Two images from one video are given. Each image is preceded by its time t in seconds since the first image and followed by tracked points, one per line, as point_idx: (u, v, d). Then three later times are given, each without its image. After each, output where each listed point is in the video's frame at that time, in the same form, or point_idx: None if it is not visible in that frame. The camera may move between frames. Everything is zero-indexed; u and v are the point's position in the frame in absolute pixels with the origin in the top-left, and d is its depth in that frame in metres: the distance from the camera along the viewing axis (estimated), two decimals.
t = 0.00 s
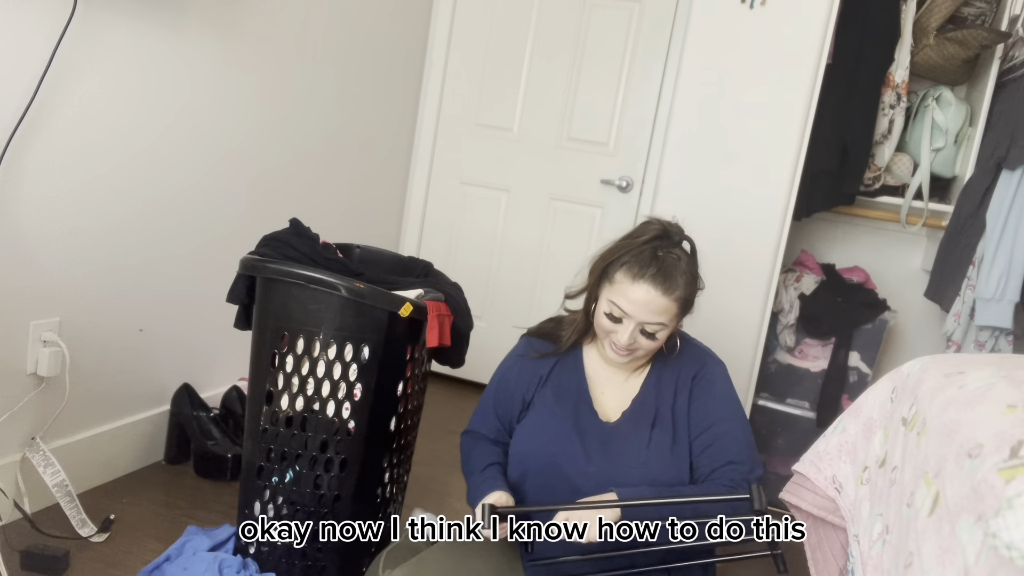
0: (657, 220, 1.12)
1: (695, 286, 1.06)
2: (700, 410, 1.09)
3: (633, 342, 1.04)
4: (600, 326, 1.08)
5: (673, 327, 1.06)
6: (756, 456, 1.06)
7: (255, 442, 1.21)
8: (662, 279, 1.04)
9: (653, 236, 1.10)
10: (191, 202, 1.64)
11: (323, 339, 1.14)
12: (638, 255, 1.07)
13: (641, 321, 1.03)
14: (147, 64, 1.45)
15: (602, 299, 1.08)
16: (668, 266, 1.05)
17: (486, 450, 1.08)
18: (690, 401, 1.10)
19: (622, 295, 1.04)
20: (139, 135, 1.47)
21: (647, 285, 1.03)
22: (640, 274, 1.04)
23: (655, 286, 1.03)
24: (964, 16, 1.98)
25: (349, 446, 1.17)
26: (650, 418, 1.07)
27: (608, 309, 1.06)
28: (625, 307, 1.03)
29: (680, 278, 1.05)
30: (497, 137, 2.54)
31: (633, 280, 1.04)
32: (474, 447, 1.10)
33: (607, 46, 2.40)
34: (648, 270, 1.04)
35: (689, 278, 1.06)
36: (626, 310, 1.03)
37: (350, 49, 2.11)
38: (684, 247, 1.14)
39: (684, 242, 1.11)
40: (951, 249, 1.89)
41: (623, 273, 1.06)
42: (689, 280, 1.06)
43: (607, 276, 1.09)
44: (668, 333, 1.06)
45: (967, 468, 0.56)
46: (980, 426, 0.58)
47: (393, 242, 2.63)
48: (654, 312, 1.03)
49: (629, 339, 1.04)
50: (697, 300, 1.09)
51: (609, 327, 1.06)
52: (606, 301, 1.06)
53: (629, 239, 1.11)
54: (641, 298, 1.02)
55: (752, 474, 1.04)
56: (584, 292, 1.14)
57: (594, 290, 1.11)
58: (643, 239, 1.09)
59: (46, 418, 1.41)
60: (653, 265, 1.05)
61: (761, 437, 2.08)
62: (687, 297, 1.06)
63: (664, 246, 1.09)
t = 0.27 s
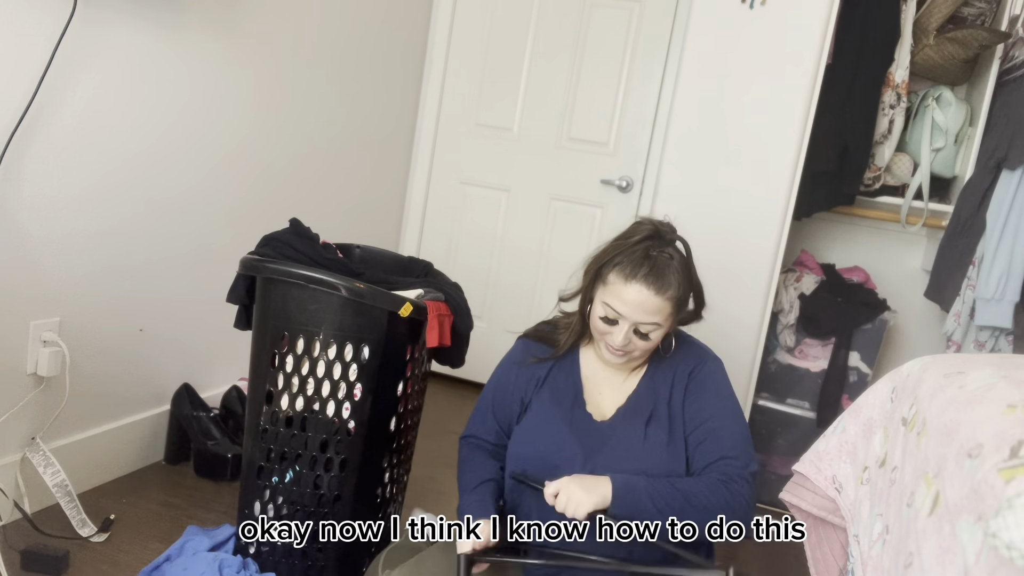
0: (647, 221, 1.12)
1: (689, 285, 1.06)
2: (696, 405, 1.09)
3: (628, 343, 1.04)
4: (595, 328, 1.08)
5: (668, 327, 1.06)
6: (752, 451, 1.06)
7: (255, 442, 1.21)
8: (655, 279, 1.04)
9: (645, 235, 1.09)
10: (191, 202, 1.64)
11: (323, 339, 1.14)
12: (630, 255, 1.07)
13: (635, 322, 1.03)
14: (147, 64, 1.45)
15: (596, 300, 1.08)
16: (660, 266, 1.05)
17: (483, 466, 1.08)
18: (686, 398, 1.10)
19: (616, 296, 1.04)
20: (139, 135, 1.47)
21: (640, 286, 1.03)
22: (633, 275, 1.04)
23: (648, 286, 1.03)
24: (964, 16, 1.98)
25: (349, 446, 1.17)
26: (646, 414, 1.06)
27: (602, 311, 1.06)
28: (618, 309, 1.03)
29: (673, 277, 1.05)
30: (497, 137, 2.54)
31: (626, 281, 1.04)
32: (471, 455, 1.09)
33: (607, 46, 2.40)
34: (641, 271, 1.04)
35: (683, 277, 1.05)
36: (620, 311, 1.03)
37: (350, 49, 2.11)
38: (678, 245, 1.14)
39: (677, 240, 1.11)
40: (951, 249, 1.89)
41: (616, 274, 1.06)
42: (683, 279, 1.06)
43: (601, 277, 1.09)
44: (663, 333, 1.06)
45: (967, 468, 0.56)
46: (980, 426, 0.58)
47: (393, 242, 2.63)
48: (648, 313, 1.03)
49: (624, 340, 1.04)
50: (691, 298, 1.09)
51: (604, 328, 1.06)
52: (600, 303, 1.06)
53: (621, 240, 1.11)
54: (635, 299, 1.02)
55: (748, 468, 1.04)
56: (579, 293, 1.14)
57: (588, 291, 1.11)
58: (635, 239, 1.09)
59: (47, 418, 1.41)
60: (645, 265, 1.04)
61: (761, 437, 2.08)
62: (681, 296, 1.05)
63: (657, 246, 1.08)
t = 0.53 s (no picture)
0: (644, 220, 1.12)
1: (686, 283, 1.06)
2: (696, 407, 1.08)
3: (625, 342, 1.04)
4: (593, 328, 1.08)
5: (666, 325, 1.06)
6: (751, 453, 1.07)
7: (255, 442, 1.21)
8: (652, 278, 1.03)
9: (642, 235, 1.09)
10: (191, 202, 1.64)
11: (323, 339, 1.14)
12: (626, 255, 1.07)
13: (633, 321, 1.03)
14: (147, 64, 1.45)
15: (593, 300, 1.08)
16: (657, 265, 1.05)
17: (480, 454, 1.08)
18: (687, 398, 1.10)
19: (613, 295, 1.04)
20: (139, 135, 1.47)
21: (637, 285, 1.03)
22: (630, 274, 1.04)
23: (646, 285, 1.03)
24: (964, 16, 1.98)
25: (349, 446, 1.17)
26: (644, 414, 1.06)
27: (599, 311, 1.06)
28: (615, 308, 1.03)
29: (670, 276, 1.05)
30: (497, 137, 2.54)
31: (623, 280, 1.04)
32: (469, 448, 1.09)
33: (607, 46, 2.40)
34: (638, 270, 1.04)
35: (680, 276, 1.05)
36: (617, 310, 1.03)
37: (350, 49, 2.11)
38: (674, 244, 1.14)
39: (673, 239, 1.11)
40: (951, 249, 1.89)
41: (613, 274, 1.06)
42: (680, 277, 1.06)
43: (598, 277, 1.09)
44: (661, 331, 1.06)
45: (967, 468, 0.56)
46: (980, 426, 0.58)
47: (393, 241, 2.63)
48: (645, 312, 1.02)
49: (622, 339, 1.04)
50: (689, 296, 1.09)
51: (601, 328, 1.06)
52: (597, 303, 1.06)
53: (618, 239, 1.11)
54: (632, 297, 1.02)
55: (746, 473, 1.05)
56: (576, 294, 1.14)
57: (585, 291, 1.11)
58: (631, 239, 1.09)
59: (47, 418, 1.41)
60: (642, 264, 1.04)
61: (761, 437, 2.08)
62: (679, 295, 1.05)
63: (653, 245, 1.08)
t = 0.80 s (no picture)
0: (642, 221, 1.12)
1: (686, 283, 1.06)
2: (696, 404, 1.08)
3: (627, 345, 1.04)
4: (594, 330, 1.08)
5: (667, 326, 1.06)
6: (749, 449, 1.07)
7: (255, 442, 1.21)
8: (652, 279, 1.03)
9: (641, 236, 1.09)
10: (191, 203, 1.64)
11: (323, 339, 1.14)
12: (626, 257, 1.06)
13: (634, 323, 1.03)
14: (147, 64, 1.45)
15: (594, 303, 1.08)
16: (657, 266, 1.05)
17: (483, 457, 1.09)
18: (686, 395, 1.09)
19: (614, 298, 1.04)
20: (139, 136, 1.47)
21: (637, 287, 1.03)
22: (630, 276, 1.04)
23: (646, 287, 1.03)
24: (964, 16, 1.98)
25: (349, 445, 1.17)
26: (643, 412, 1.06)
27: (600, 313, 1.06)
28: (617, 311, 1.03)
29: (670, 277, 1.04)
30: (497, 137, 2.54)
31: (623, 283, 1.04)
32: (470, 448, 1.10)
33: (607, 46, 2.40)
34: (638, 272, 1.04)
35: (680, 277, 1.05)
36: (618, 313, 1.03)
37: (349, 49, 2.11)
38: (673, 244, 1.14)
39: (671, 240, 1.11)
40: (951, 249, 1.89)
41: (613, 276, 1.05)
42: (680, 278, 1.05)
43: (597, 279, 1.09)
44: (662, 332, 1.06)
45: (967, 468, 0.56)
46: (980, 426, 0.58)
47: (393, 241, 2.63)
48: (646, 313, 1.02)
49: (623, 341, 1.04)
50: (689, 296, 1.09)
51: (602, 331, 1.06)
52: (598, 306, 1.06)
53: (616, 241, 1.11)
54: (634, 300, 1.02)
55: (745, 470, 1.05)
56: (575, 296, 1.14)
57: (584, 294, 1.11)
58: (630, 241, 1.09)
59: (47, 419, 1.41)
60: (642, 266, 1.04)
61: (761, 437, 2.07)
62: (679, 295, 1.05)
63: (652, 246, 1.08)
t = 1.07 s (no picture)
0: (639, 223, 1.12)
1: (684, 285, 1.06)
2: (696, 403, 1.08)
3: (627, 348, 1.04)
4: (593, 334, 1.08)
5: (666, 328, 1.06)
6: (749, 448, 1.07)
7: (255, 442, 1.21)
8: (651, 282, 1.03)
9: (638, 240, 1.09)
10: (191, 202, 1.64)
11: (323, 339, 1.14)
12: (624, 261, 1.06)
13: (635, 326, 1.02)
14: (147, 64, 1.45)
15: (593, 307, 1.08)
16: (656, 269, 1.05)
17: (483, 456, 1.09)
18: (686, 394, 1.09)
19: (613, 302, 1.04)
20: (139, 136, 1.47)
21: (637, 291, 1.03)
22: (629, 280, 1.03)
23: (646, 291, 1.02)
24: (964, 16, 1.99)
25: (349, 445, 1.17)
26: (643, 412, 1.06)
27: (599, 317, 1.05)
28: (617, 315, 1.03)
29: (668, 279, 1.04)
30: (497, 137, 2.54)
31: (622, 287, 1.04)
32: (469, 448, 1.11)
33: (607, 46, 2.40)
34: (636, 275, 1.04)
35: (678, 279, 1.05)
36: (618, 317, 1.03)
37: (349, 49, 2.11)
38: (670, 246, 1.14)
39: (668, 242, 1.11)
40: (951, 249, 1.89)
41: (612, 280, 1.05)
42: (678, 280, 1.05)
43: (596, 283, 1.09)
44: (662, 334, 1.06)
45: (967, 468, 0.56)
46: (980, 426, 0.57)
47: (393, 241, 2.63)
48: (645, 317, 1.02)
49: (624, 345, 1.04)
50: (687, 298, 1.09)
51: (602, 335, 1.06)
52: (597, 310, 1.06)
53: (613, 244, 1.11)
54: (633, 304, 1.02)
55: (745, 468, 1.05)
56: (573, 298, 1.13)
57: (583, 297, 1.11)
58: (627, 245, 1.08)
59: (47, 419, 1.41)
60: (641, 270, 1.04)
61: (761, 437, 2.07)
62: (678, 297, 1.05)
63: (650, 249, 1.08)
